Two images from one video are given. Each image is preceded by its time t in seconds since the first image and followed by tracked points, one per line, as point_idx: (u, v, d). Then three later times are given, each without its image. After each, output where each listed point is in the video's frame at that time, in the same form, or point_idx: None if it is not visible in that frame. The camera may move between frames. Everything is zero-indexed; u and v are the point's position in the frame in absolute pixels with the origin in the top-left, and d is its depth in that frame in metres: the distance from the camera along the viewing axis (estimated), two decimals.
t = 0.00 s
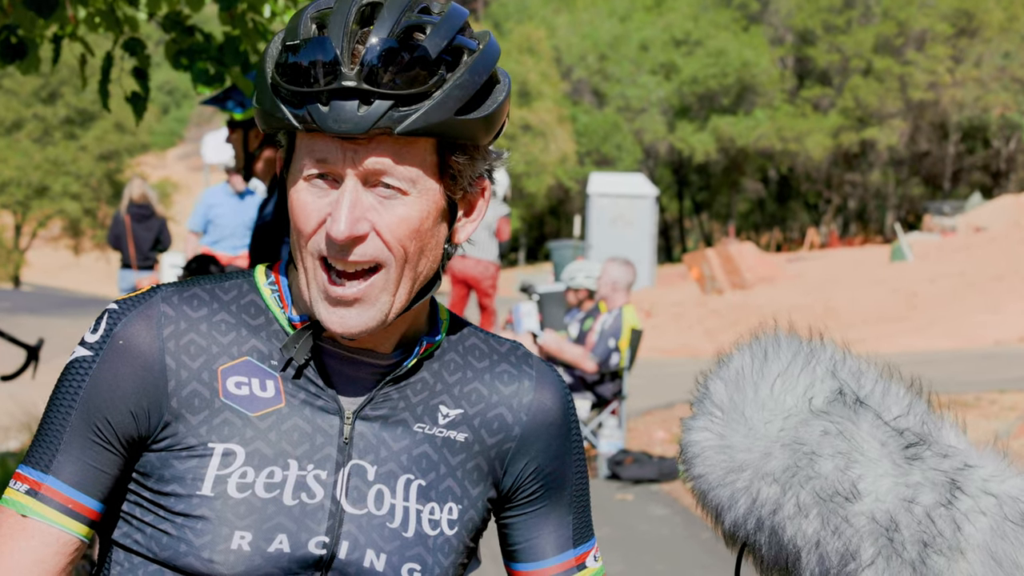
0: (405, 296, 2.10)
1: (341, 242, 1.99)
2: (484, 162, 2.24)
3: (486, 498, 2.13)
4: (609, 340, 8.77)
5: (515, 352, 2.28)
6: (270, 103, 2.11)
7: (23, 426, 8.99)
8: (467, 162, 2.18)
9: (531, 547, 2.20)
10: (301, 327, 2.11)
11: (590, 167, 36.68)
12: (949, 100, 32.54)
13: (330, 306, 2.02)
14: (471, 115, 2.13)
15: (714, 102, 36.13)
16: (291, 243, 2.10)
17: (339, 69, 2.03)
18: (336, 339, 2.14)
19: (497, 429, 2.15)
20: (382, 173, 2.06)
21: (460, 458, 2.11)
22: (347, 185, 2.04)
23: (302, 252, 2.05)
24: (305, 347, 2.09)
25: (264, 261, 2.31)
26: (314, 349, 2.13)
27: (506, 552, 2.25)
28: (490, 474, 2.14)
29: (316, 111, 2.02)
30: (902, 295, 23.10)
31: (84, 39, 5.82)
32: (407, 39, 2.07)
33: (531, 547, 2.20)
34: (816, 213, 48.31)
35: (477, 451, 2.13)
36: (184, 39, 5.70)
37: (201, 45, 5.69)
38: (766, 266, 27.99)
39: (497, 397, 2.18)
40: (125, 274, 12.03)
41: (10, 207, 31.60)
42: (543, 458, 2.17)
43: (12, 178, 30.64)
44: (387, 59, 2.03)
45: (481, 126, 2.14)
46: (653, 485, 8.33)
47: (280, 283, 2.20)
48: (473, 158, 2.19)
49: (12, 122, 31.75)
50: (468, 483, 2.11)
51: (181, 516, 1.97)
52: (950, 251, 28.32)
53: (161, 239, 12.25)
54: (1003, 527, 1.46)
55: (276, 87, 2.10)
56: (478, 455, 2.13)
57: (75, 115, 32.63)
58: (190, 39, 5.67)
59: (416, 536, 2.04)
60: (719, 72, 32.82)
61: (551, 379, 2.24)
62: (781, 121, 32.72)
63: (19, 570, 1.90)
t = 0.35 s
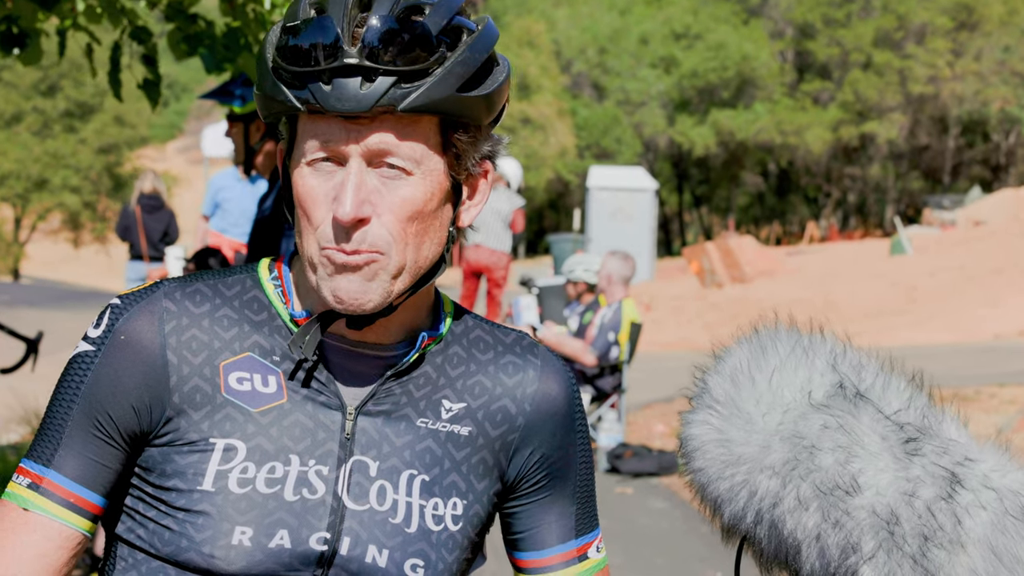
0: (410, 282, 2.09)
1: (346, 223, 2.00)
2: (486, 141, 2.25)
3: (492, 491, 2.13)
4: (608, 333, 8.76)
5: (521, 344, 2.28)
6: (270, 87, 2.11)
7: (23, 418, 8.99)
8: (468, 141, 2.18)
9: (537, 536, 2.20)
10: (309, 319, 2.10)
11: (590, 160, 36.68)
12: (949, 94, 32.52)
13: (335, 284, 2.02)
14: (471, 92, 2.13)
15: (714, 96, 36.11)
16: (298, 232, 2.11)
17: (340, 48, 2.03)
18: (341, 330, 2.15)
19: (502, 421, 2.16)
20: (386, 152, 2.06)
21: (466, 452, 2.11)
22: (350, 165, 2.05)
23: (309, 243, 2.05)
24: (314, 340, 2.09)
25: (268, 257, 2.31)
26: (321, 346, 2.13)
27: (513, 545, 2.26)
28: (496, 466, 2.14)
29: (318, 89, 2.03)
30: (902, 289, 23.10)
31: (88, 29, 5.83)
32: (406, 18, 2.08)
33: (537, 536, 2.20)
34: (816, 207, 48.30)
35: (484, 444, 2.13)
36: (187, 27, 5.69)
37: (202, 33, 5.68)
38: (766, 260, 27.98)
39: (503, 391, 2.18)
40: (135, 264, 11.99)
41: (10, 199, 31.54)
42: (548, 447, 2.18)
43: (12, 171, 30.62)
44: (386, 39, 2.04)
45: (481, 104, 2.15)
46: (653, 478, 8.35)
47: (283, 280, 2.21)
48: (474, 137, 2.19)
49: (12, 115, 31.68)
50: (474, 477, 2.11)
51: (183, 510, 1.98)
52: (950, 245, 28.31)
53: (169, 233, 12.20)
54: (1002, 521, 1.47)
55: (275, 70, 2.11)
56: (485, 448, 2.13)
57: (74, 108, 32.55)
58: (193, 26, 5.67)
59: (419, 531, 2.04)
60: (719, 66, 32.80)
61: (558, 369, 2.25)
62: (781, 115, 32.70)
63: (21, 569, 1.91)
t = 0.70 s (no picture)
0: (406, 273, 2.10)
1: (345, 218, 2.01)
2: (483, 134, 2.25)
3: (487, 477, 2.14)
4: (608, 325, 8.79)
5: (513, 328, 2.29)
6: (268, 83, 2.11)
7: (23, 410, 9.01)
8: (465, 136, 2.18)
9: (535, 521, 2.21)
10: (302, 306, 2.11)
11: (590, 153, 36.69)
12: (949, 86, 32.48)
13: (335, 280, 2.03)
14: (468, 88, 2.14)
15: (714, 88, 36.09)
16: (292, 223, 2.11)
17: (338, 47, 2.03)
18: (333, 320, 2.15)
19: (497, 407, 2.16)
20: (384, 149, 2.07)
21: (460, 439, 2.12)
22: (348, 161, 2.05)
23: (303, 233, 2.06)
24: (307, 325, 2.10)
25: (261, 246, 2.32)
26: (313, 333, 2.14)
27: (507, 530, 2.27)
28: (492, 454, 2.15)
29: (317, 88, 2.03)
30: (901, 281, 23.11)
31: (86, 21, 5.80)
32: (403, 15, 2.08)
33: (533, 521, 2.22)
34: (816, 199, 48.30)
35: (478, 432, 2.14)
36: (186, 18, 5.66)
37: (201, 23, 5.67)
38: (766, 252, 27.97)
39: (498, 377, 2.19)
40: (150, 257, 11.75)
41: (10, 191, 31.56)
42: (544, 431, 2.19)
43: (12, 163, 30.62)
44: (384, 35, 2.04)
45: (477, 99, 2.15)
46: (652, 470, 8.36)
47: (275, 271, 2.21)
48: (471, 131, 2.20)
49: (11, 107, 31.67)
50: (469, 463, 2.12)
51: (179, 501, 1.99)
52: (950, 237, 28.30)
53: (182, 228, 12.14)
54: (1000, 511, 1.48)
55: (273, 67, 2.10)
56: (480, 436, 2.14)
57: (74, 100, 32.52)
58: (193, 18, 5.65)
59: (415, 519, 2.05)
60: (719, 58, 32.79)
61: (551, 353, 2.26)
62: (781, 107, 32.68)
63: (21, 565, 1.93)
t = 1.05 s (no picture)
0: (407, 265, 2.10)
1: (348, 211, 2.02)
2: (484, 126, 2.25)
3: (487, 470, 2.15)
4: (608, 319, 8.80)
5: (513, 320, 2.30)
6: (270, 76, 2.12)
7: (23, 403, 9.02)
8: (467, 129, 2.19)
9: (535, 513, 2.22)
10: (304, 300, 2.12)
11: (590, 146, 36.69)
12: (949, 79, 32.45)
13: (336, 273, 2.03)
14: (470, 82, 2.14)
15: (714, 81, 36.05)
16: (291, 214, 2.12)
17: (342, 39, 2.03)
18: (334, 313, 2.16)
19: (495, 399, 2.17)
20: (386, 142, 2.08)
21: (460, 431, 2.13)
22: (350, 154, 2.06)
23: (304, 225, 2.06)
24: (309, 319, 2.10)
25: (261, 239, 2.33)
26: (314, 327, 2.14)
27: (507, 521, 2.28)
28: (492, 446, 2.16)
29: (321, 80, 2.03)
30: (901, 274, 23.13)
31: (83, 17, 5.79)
32: (404, 9, 2.08)
33: (535, 513, 2.22)
34: (816, 192, 48.28)
35: (477, 424, 2.15)
36: (184, 13, 5.64)
37: (197, 19, 5.66)
38: (766, 245, 27.95)
39: (496, 368, 2.20)
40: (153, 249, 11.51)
41: (10, 184, 31.52)
42: (543, 423, 2.20)
43: (12, 157, 30.62)
44: (387, 29, 2.04)
45: (478, 93, 2.15)
46: (652, 463, 8.37)
47: (275, 263, 2.21)
48: (471, 124, 2.21)
49: (11, 101, 31.61)
50: (469, 456, 2.13)
51: (179, 494, 2.00)
52: (950, 230, 28.31)
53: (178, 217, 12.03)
54: (1002, 504, 1.48)
55: (276, 59, 2.11)
56: (480, 428, 2.15)
57: (74, 94, 32.46)
58: (191, 13, 5.63)
59: (415, 511, 2.06)
60: (719, 52, 32.78)
61: (550, 346, 2.27)
62: (781, 101, 32.65)
63: (21, 558, 1.94)
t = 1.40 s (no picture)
0: (406, 260, 2.11)
1: (347, 206, 2.02)
2: (483, 122, 2.25)
3: (487, 463, 2.16)
4: (608, 313, 8.81)
5: (511, 314, 2.30)
6: (269, 71, 2.12)
7: (21, 398, 9.02)
8: (466, 126, 2.19)
9: (533, 507, 2.23)
10: (303, 297, 2.12)
11: (589, 141, 36.69)
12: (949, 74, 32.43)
13: (335, 268, 2.04)
14: (469, 78, 2.15)
15: (714, 76, 36.03)
16: (291, 209, 2.12)
17: (343, 36, 2.04)
18: (333, 309, 2.16)
19: (494, 393, 2.18)
20: (386, 138, 2.08)
21: (459, 425, 2.14)
22: (350, 151, 2.06)
23: (303, 220, 2.07)
24: (308, 316, 2.10)
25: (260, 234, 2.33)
26: (313, 325, 2.14)
27: (505, 515, 2.28)
28: (490, 441, 2.17)
29: (321, 76, 2.04)
30: (901, 269, 23.14)
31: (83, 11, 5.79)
32: (404, 5, 2.09)
33: (533, 507, 2.23)
34: (815, 187, 48.29)
35: (477, 417, 2.16)
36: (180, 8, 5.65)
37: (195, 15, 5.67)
38: (766, 240, 27.95)
39: (495, 361, 2.21)
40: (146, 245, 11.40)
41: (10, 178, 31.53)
42: (543, 417, 2.21)
43: (12, 151, 30.63)
44: (386, 25, 2.05)
45: (477, 89, 2.16)
46: (651, 458, 8.37)
47: (274, 259, 2.22)
48: (470, 120, 2.21)
49: (11, 96, 31.60)
50: (468, 449, 2.13)
51: (180, 489, 2.01)
52: (950, 225, 28.32)
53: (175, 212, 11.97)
54: (996, 497, 1.54)
55: (275, 54, 2.11)
56: (479, 421, 2.16)
57: (73, 89, 32.44)
58: (187, 8, 5.62)
59: (414, 506, 2.06)
60: (719, 46, 32.76)
61: (549, 340, 2.27)
62: (781, 95, 32.64)
63: (23, 553, 1.95)
